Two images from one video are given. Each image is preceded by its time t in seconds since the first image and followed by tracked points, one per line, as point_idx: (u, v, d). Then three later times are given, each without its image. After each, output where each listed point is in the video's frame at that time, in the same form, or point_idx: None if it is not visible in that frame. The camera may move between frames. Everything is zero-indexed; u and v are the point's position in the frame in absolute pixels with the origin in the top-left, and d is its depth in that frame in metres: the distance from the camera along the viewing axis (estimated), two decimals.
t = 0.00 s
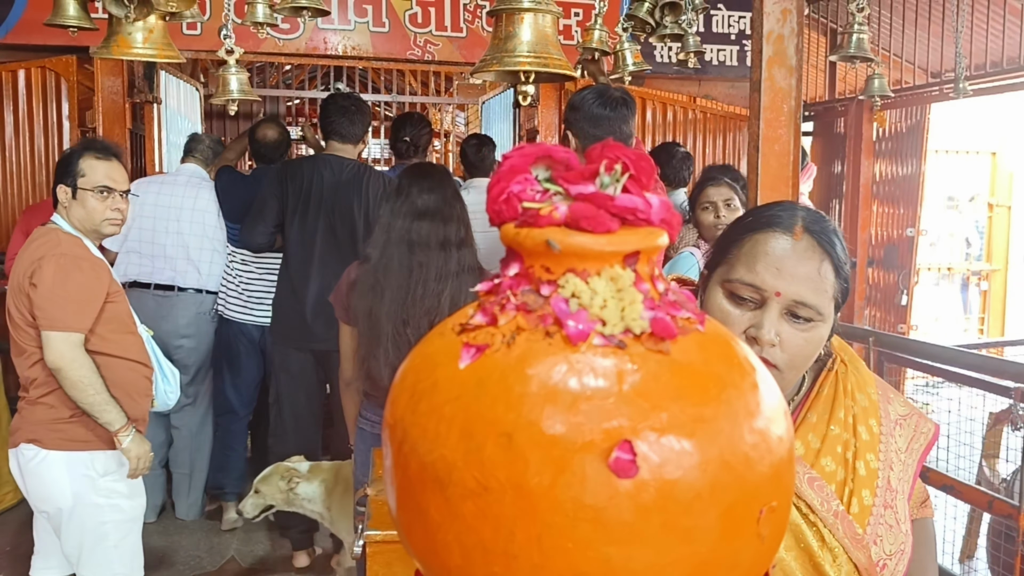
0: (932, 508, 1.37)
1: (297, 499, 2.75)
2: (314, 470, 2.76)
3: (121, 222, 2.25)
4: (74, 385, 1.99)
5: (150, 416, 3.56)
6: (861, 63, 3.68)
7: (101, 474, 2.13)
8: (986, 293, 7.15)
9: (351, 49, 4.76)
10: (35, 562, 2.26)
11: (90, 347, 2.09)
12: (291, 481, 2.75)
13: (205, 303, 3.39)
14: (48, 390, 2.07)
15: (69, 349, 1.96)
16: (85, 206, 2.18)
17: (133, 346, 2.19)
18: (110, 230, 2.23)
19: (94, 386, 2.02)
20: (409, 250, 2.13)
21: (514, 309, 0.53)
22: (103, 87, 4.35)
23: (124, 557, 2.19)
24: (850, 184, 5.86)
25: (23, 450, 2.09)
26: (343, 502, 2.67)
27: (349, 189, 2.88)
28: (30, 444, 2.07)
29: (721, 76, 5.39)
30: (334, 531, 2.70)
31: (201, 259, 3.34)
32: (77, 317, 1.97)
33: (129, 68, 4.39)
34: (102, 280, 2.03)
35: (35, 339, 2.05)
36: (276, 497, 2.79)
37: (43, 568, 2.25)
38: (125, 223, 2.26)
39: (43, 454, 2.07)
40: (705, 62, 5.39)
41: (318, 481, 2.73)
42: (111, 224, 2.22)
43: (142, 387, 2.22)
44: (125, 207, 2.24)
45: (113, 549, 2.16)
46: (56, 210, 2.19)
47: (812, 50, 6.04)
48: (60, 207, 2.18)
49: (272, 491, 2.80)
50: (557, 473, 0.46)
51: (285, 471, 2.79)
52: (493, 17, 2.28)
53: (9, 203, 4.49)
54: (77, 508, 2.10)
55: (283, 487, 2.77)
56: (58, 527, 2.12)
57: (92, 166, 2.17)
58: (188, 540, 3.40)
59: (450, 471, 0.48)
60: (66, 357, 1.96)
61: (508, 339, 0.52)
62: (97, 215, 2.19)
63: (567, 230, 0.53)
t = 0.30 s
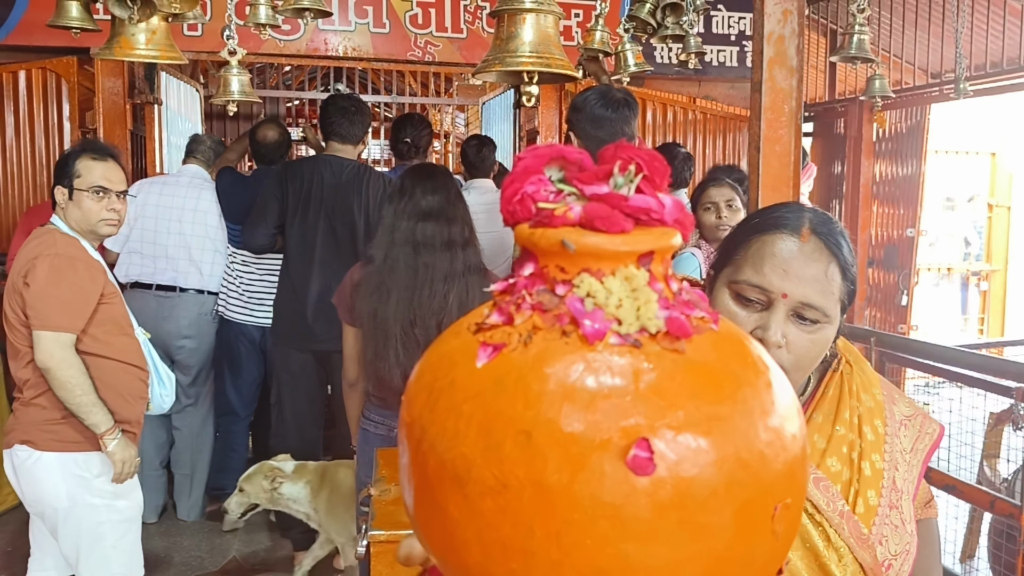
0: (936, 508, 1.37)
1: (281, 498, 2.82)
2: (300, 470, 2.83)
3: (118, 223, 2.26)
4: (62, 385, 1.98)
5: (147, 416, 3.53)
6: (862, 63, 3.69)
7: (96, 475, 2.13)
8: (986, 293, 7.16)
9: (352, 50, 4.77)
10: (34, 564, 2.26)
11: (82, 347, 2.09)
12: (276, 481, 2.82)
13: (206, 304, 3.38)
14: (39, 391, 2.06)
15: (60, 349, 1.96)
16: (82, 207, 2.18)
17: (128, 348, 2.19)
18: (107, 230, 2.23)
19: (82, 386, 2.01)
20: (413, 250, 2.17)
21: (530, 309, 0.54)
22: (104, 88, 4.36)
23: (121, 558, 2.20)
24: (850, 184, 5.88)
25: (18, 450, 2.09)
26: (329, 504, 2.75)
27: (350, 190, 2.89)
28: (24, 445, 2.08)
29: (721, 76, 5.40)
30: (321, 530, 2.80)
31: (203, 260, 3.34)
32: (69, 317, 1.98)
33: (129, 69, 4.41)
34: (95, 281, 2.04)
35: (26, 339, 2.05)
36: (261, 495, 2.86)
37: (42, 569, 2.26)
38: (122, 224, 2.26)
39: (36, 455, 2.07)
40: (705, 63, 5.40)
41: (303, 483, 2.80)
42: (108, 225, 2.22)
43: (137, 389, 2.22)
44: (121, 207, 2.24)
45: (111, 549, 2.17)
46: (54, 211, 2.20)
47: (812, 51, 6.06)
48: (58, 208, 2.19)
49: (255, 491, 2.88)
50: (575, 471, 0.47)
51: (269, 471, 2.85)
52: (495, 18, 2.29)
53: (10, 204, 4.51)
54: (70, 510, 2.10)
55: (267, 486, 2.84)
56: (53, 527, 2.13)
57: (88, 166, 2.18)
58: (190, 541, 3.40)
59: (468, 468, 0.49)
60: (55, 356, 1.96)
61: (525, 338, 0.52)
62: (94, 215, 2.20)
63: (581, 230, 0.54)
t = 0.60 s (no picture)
0: (939, 509, 1.38)
1: (263, 498, 2.82)
2: (283, 471, 2.83)
3: (114, 223, 2.26)
4: (49, 384, 1.97)
5: (144, 416, 3.53)
6: (863, 64, 3.70)
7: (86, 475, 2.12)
8: (984, 293, 7.20)
9: (352, 50, 4.78)
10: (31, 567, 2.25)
11: (74, 347, 2.09)
12: (258, 481, 2.81)
13: (206, 304, 3.38)
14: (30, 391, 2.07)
15: (50, 348, 1.96)
16: (78, 207, 2.19)
17: (121, 348, 2.19)
18: (103, 230, 2.23)
19: (69, 387, 2.00)
20: (417, 250, 2.18)
21: (544, 308, 0.55)
22: (104, 88, 4.38)
23: (116, 558, 2.20)
24: (848, 185, 5.93)
25: (12, 450, 2.09)
26: (314, 506, 2.76)
27: (349, 190, 2.90)
28: (18, 445, 2.08)
29: (721, 77, 5.40)
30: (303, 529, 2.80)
31: (203, 260, 3.34)
32: (61, 316, 1.98)
33: (129, 69, 4.44)
34: (89, 280, 2.04)
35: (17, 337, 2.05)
36: (243, 494, 2.86)
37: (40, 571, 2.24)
38: (118, 224, 2.26)
39: (30, 454, 2.07)
40: (705, 64, 5.40)
41: (286, 484, 2.80)
42: (104, 225, 2.22)
43: (131, 389, 2.22)
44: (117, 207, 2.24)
45: (105, 549, 2.17)
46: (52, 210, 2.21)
47: (811, 52, 6.08)
48: (56, 208, 2.20)
49: (238, 489, 2.87)
50: (591, 468, 0.48)
51: (252, 470, 2.85)
52: (496, 18, 2.30)
53: (9, 205, 4.52)
54: (64, 510, 2.10)
55: (250, 486, 2.83)
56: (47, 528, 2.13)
57: (85, 166, 2.18)
58: (189, 541, 3.40)
59: (486, 466, 0.50)
60: (44, 355, 1.96)
61: (541, 337, 0.53)
62: (90, 215, 2.20)
63: (595, 231, 0.55)
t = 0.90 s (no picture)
0: (941, 511, 1.38)
1: (247, 500, 2.81)
2: (267, 474, 2.82)
3: (112, 224, 2.26)
4: (39, 383, 1.97)
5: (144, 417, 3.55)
6: (863, 67, 3.71)
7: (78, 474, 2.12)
8: (982, 296, 7.26)
9: (352, 51, 4.79)
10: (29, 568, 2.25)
11: (68, 346, 2.09)
12: (241, 483, 2.80)
13: (205, 305, 3.39)
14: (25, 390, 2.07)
15: (44, 347, 1.97)
16: (76, 207, 2.19)
17: (117, 348, 2.19)
18: (101, 230, 2.23)
19: (59, 387, 1.99)
20: (420, 251, 2.18)
21: (560, 309, 0.55)
22: (104, 89, 4.39)
23: (113, 557, 2.20)
24: (847, 187, 6.05)
25: (8, 449, 2.09)
26: (298, 510, 2.75)
27: (348, 191, 2.91)
28: (14, 444, 2.08)
29: (721, 79, 5.40)
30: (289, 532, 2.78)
31: (203, 260, 3.34)
32: (55, 316, 1.98)
33: (129, 69, 4.44)
34: (83, 280, 2.04)
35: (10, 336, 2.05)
36: (227, 496, 2.85)
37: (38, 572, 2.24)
38: (116, 224, 2.26)
39: (26, 453, 2.08)
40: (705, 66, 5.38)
41: (270, 487, 2.79)
42: (102, 225, 2.22)
43: (128, 389, 2.22)
44: (115, 208, 2.25)
45: (102, 548, 2.17)
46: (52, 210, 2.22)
47: (812, 55, 6.10)
48: (55, 208, 2.21)
49: (222, 490, 2.85)
50: (607, 465, 0.48)
51: (236, 472, 2.84)
52: (498, 20, 2.33)
53: (9, 205, 4.53)
54: (60, 508, 2.10)
55: (233, 487, 2.82)
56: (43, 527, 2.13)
57: (83, 166, 2.19)
58: (189, 541, 3.40)
59: (504, 466, 0.50)
60: (38, 354, 1.96)
61: (557, 338, 0.53)
62: (88, 214, 2.20)
63: (611, 233, 0.55)
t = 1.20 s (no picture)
0: (943, 512, 1.39)
1: (228, 505, 2.79)
2: (247, 478, 2.80)
3: (111, 224, 2.26)
4: (32, 382, 1.97)
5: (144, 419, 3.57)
6: (863, 70, 3.72)
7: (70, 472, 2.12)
8: (981, 299, 7.30)
9: (352, 52, 4.79)
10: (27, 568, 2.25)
11: (63, 346, 2.08)
12: (221, 488, 2.79)
13: (204, 306, 3.39)
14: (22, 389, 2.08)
15: (38, 347, 1.97)
16: (75, 207, 2.19)
17: (114, 348, 2.19)
18: (99, 231, 2.23)
19: (50, 387, 1.99)
20: (421, 252, 2.19)
21: (576, 310, 0.56)
22: (103, 89, 4.39)
23: (110, 559, 2.19)
24: (847, 188, 6.10)
25: (4, 448, 2.10)
26: (281, 514, 2.75)
27: (347, 192, 2.92)
28: (11, 443, 2.09)
29: (720, 81, 5.41)
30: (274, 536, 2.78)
31: (203, 261, 3.34)
32: (49, 316, 1.98)
33: (128, 69, 4.44)
34: (79, 280, 2.04)
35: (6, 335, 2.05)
36: (208, 502, 2.83)
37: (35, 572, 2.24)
38: (114, 224, 2.26)
39: (23, 452, 2.08)
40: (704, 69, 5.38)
41: (251, 492, 2.77)
42: (100, 225, 2.22)
43: (126, 389, 2.22)
44: (114, 208, 2.25)
45: (98, 549, 2.16)
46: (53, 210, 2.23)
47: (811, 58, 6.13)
48: (55, 208, 2.21)
49: (202, 496, 2.83)
50: (624, 463, 0.49)
51: (215, 477, 2.83)
52: (499, 22, 2.36)
53: (9, 205, 4.54)
54: (56, 508, 2.09)
55: (213, 493, 2.81)
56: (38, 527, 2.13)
57: (82, 166, 2.19)
58: (188, 542, 3.39)
59: (522, 465, 0.51)
60: (32, 354, 1.96)
61: (574, 338, 0.54)
62: (86, 215, 2.20)
63: (626, 234, 0.56)
